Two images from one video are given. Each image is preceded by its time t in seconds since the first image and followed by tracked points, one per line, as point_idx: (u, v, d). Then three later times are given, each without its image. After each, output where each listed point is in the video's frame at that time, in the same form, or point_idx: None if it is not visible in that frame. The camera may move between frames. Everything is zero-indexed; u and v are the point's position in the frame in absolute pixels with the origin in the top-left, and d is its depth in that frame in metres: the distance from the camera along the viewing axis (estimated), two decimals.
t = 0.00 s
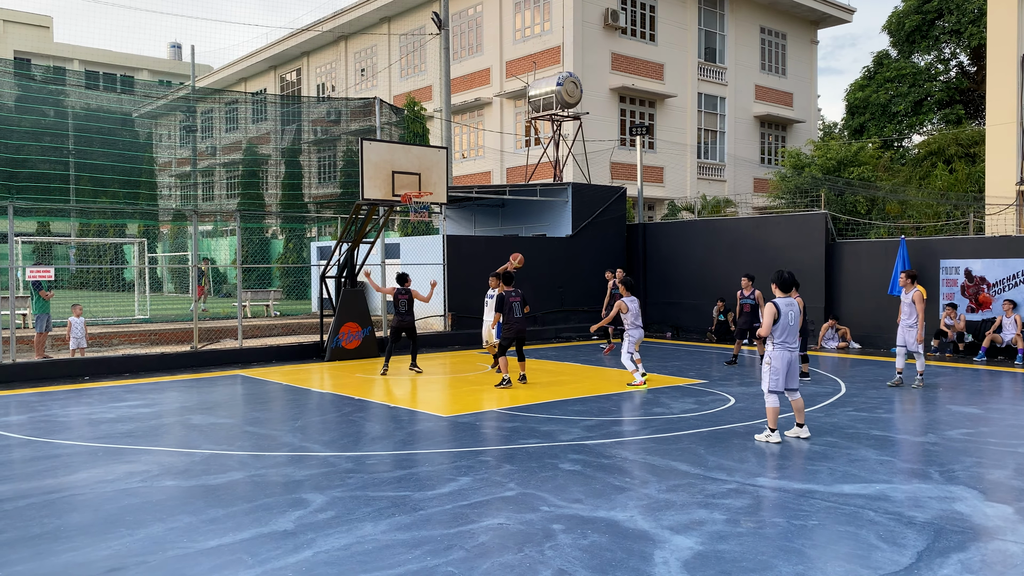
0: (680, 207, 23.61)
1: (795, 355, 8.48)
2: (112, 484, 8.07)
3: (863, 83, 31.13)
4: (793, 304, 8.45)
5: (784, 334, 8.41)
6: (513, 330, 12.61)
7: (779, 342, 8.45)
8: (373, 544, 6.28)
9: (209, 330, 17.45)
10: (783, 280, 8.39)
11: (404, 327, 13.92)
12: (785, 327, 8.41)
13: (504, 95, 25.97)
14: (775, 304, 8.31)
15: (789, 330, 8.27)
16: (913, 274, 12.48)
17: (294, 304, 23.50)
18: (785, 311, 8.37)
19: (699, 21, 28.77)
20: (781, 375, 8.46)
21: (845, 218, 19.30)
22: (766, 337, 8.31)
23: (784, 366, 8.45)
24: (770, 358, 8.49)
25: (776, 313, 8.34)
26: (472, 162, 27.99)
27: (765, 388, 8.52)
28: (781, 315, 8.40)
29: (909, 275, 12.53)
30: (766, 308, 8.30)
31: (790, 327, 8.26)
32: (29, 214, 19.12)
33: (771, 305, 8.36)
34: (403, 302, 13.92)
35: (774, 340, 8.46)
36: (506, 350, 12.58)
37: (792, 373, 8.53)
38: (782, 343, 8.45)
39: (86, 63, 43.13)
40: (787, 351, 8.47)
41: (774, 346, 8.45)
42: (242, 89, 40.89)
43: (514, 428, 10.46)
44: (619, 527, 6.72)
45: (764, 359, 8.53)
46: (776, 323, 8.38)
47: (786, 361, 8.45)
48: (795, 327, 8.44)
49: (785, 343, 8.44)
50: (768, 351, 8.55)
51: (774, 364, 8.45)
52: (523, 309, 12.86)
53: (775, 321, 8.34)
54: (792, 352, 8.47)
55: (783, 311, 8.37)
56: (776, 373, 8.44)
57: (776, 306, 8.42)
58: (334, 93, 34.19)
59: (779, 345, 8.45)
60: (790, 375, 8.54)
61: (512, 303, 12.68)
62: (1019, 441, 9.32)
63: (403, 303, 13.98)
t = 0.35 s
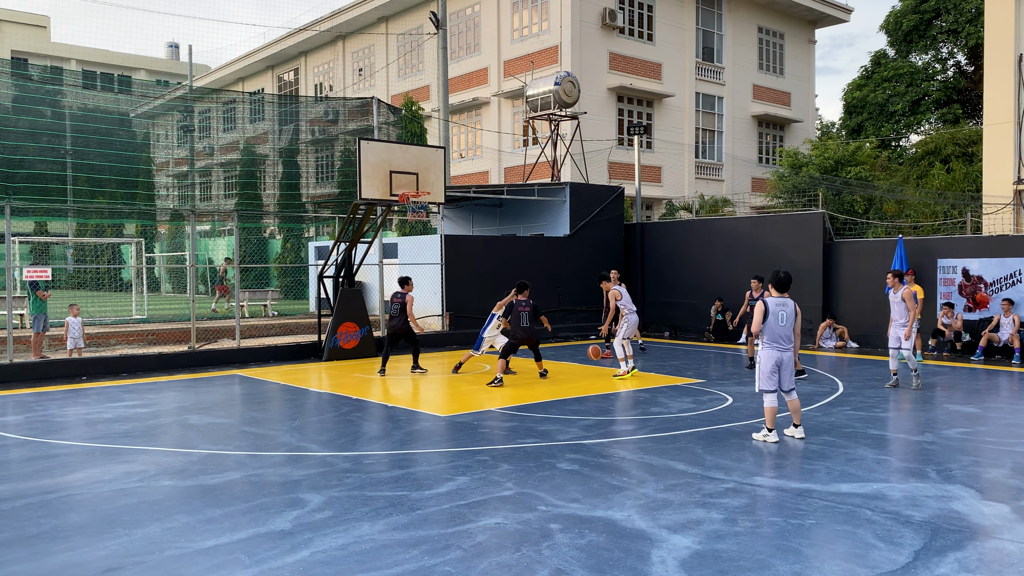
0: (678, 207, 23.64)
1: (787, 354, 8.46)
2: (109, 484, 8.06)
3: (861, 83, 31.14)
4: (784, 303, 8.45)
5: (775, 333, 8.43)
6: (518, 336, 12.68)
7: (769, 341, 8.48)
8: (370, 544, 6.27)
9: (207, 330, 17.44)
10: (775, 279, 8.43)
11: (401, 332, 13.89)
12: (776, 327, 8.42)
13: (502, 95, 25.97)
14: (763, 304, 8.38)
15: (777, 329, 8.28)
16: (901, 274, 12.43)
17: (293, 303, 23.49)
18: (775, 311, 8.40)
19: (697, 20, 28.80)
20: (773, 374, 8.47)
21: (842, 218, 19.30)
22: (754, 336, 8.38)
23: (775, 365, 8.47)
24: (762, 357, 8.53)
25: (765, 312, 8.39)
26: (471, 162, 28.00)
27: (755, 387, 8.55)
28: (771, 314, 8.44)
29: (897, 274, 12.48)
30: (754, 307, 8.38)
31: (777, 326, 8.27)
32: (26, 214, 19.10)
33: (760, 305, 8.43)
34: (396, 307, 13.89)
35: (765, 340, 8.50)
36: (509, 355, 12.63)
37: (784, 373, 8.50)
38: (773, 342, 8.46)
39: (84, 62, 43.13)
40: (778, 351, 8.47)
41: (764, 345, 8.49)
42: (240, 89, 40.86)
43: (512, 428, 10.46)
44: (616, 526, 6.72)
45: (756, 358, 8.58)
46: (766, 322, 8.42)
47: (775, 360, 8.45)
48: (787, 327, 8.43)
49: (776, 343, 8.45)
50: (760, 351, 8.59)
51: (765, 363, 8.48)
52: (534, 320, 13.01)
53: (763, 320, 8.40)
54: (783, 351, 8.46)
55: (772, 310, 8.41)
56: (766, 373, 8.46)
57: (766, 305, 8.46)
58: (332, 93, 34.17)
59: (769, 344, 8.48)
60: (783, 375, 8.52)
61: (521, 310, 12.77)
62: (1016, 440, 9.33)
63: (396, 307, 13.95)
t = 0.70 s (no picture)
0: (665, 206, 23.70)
1: (774, 353, 8.50)
2: (93, 486, 8.00)
3: (847, 83, 31.30)
4: (771, 302, 8.49)
5: (762, 331, 8.47)
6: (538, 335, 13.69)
7: (756, 339, 8.51)
8: (357, 545, 6.26)
9: (193, 330, 17.36)
10: (763, 278, 8.48)
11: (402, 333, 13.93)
12: (763, 325, 8.46)
13: (490, 95, 25.96)
14: (750, 302, 8.42)
15: (763, 327, 8.33)
16: (888, 274, 12.38)
17: (280, 304, 23.41)
18: (762, 309, 8.44)
19: (684, 21, 28.89)
20: (760, 373, 8.50)
21: (828, 218, 19.39)
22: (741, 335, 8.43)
23: (762, 364, 8.50)
24: (749, 356, 8.57)
25: (752, 310, 8.44)
26: (459, 162, 27.98)
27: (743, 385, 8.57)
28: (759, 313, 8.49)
29: (885, 273, 12.44)
30: (741, 305, 8.43)
31: (763, 325, 8.32)
32: (9, 214, 18.95)
33: (748, 303, 8.48)
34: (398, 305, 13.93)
35: (752, 338, 8.54)
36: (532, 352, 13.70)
37: (771, 371, 8.54)
38: (760, 341, 8.49)
39: (69, 61, 42.88)
40: (765, 349, 8.50)
41: (752, 344, 8.53)
42: (227, 88, 40.71)
43: (499, 428, 10.44)
44: (603, 526, 6.73)
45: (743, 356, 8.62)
46: (753, 321, 8.47)
47: (763, 358, 8.50)
48: (774, 326, 8.47)
49: (764, 341, 8.49)
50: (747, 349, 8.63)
51: (752, 361, 8.51)
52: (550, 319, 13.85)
53: (750, 318, 8.44)
54: (770, 350, 8.50)
55: (759, 308, 8.45)
56: (753, 370, 8.49)
57: (753, 304, 8.51)
58: (320, 93, 34.07)
59: (757, 343, 8.51)
60: (771, 373, 8.56)
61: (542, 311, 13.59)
62: (999, 438, 9.40)
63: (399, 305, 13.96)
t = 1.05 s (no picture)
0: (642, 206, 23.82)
1: (747, 351, 8.56)
2: (64, 488, 7.89)
3: (821, 84, 31.63)
4: (743, 301, 8.54)
5: (735, 330, 8.53)
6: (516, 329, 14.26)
7: (729, 338, 8.57)
8: (333, 544, 6.23)
9: (167, 330, 17.20)
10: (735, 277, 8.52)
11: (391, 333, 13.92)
12: (736, 323, 8.52)
13: (467, 94, 25.95)
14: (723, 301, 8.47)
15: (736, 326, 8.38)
16: (865, 271, 12.41)
17: (255, 303, 23.24)
18: (735, 308, 8.49)
19: (661, 22, 29.06)
20: (733, 371, 8.57)
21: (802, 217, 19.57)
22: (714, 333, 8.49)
23: (735, 362, 8.57)
24: (722, 354, 8.63)
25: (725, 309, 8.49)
26: (436, 161, 27.96)
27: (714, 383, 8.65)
28: (731, 311, 8.54)
29: (863, 270, 12.46)
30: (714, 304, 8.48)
31: (735, 323, 8.37)
32: None
33: (721, 302, 8.53)
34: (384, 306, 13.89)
35: (726, 337, 8.60)
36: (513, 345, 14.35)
37: (744, 369, 8.62)
38: (734, 339, 8.55)
39: (40, 58, 42.30)
40: (738, 348, 8.56)
41: (725, 342, 8.59)
42: (201, 86, 40.35)
43: (476, 427, 10.43)
44: (579, 524, 6.74)
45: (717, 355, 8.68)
46: (726, 319, 8.52)
47: (735, 356, 8.56)
48: (747, 324, 8.52)
49: (736, 340, 8.55)
50: (720, 348, 8.69)
51: (725, 360, 8.58)
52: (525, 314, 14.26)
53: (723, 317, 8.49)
54: (743, 348, 8.56)
55: (732, 307, 8.50)
56: (727, 368, 8.55)
57: (726, 303, 8.56)
58: (295, 91, 33.91)
59: (730, 341, 8.57)
60: (743, 370, 8.63)
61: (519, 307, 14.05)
62: (969, 435, 9.53)
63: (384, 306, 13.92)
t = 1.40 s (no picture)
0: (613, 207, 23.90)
1: (703, 352, 8.65)
2: (26, 493, 7.70)
3: (790, 86, 32.01)
4: (696, 303, 8.56)
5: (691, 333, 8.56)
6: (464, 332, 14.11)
7: (686, 341, 8.60)
8: (304, 548, 6.14)
9: (133, 332, 16.91)
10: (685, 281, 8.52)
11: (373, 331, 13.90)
12: (691, 326, 8.54)
13: (439, 93, 25.86)
14: (678, 306, 8.44)
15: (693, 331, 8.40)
16: (835, 272, 12.55)
17: (223, 304, 22.95)
18: (690, 312, 8.49)
19: (631, 23, 29.20)
20: (690, 374, 8.64)
21: (771, 217, 19.75)
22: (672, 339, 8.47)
23: (693, 364, 8.62)
24: (679, 357, 8.65)
25: (681, 314, 8.47)
26: (407, 160, 27.84)
27: (670, 385, 8.67)
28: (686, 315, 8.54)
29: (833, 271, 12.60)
30: (670, 310, 8.44)
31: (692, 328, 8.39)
32: None
33: (675, 307, 8.50)
34: (369, 306, 13.86)
35: (682, 340, 8.61)
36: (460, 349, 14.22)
37: (700, 370, 8.70)
38: (689, 342, 8.59)
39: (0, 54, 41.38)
40: (694, 350, 8.62)
41: (682, 346, 8.61)
42: (167, 84, 39.72)
43: (448, 428, 10.37)
44: (552, 524, 6.72)
45: (673, 359, 8.69)
46: (682, 323, 8.51)
47: (692, 359, 8.61)
48: (701, 326, 8.57)
49: (692, 342, 8.60)
50: (676, 351, 8.70)
51: (683, 363, 8.61)
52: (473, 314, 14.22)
53: (680, 322, 8.47)
54: (699, 350, 8.63)
55: (688, 311, 8.49)
56: (685, 372, 8.60)
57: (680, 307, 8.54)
58: (264, 89, 33.57)
59: (686, 345, 8.60)
60: (698, 372, 8.72)
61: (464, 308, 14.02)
62: (935, 432, 9.67)
63: (368, 306, 13.95)
